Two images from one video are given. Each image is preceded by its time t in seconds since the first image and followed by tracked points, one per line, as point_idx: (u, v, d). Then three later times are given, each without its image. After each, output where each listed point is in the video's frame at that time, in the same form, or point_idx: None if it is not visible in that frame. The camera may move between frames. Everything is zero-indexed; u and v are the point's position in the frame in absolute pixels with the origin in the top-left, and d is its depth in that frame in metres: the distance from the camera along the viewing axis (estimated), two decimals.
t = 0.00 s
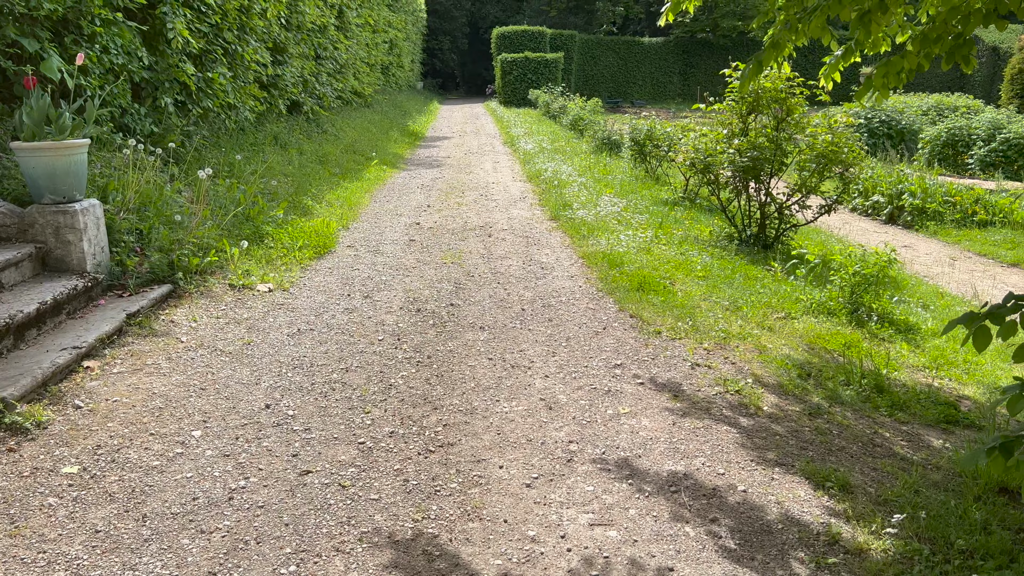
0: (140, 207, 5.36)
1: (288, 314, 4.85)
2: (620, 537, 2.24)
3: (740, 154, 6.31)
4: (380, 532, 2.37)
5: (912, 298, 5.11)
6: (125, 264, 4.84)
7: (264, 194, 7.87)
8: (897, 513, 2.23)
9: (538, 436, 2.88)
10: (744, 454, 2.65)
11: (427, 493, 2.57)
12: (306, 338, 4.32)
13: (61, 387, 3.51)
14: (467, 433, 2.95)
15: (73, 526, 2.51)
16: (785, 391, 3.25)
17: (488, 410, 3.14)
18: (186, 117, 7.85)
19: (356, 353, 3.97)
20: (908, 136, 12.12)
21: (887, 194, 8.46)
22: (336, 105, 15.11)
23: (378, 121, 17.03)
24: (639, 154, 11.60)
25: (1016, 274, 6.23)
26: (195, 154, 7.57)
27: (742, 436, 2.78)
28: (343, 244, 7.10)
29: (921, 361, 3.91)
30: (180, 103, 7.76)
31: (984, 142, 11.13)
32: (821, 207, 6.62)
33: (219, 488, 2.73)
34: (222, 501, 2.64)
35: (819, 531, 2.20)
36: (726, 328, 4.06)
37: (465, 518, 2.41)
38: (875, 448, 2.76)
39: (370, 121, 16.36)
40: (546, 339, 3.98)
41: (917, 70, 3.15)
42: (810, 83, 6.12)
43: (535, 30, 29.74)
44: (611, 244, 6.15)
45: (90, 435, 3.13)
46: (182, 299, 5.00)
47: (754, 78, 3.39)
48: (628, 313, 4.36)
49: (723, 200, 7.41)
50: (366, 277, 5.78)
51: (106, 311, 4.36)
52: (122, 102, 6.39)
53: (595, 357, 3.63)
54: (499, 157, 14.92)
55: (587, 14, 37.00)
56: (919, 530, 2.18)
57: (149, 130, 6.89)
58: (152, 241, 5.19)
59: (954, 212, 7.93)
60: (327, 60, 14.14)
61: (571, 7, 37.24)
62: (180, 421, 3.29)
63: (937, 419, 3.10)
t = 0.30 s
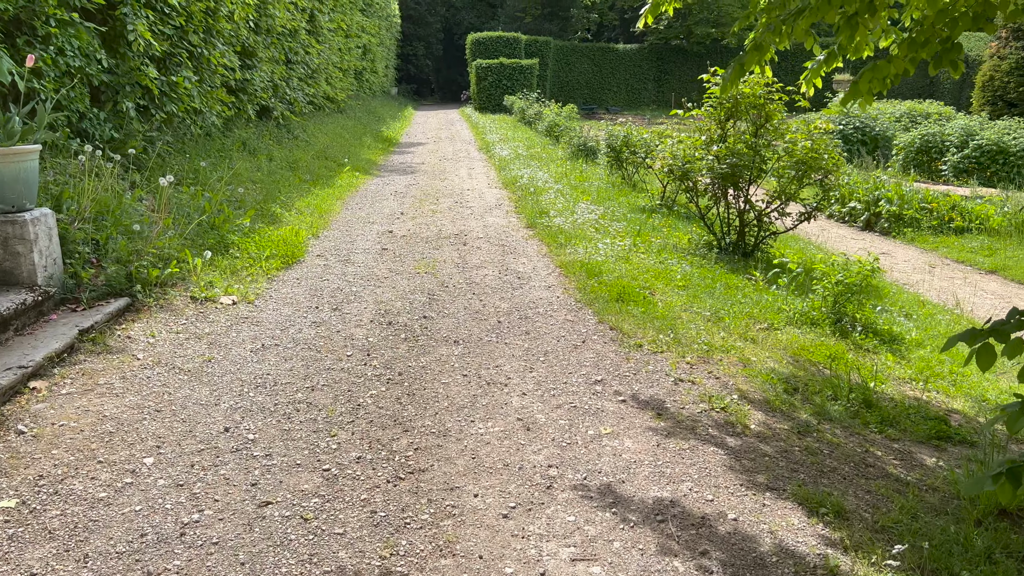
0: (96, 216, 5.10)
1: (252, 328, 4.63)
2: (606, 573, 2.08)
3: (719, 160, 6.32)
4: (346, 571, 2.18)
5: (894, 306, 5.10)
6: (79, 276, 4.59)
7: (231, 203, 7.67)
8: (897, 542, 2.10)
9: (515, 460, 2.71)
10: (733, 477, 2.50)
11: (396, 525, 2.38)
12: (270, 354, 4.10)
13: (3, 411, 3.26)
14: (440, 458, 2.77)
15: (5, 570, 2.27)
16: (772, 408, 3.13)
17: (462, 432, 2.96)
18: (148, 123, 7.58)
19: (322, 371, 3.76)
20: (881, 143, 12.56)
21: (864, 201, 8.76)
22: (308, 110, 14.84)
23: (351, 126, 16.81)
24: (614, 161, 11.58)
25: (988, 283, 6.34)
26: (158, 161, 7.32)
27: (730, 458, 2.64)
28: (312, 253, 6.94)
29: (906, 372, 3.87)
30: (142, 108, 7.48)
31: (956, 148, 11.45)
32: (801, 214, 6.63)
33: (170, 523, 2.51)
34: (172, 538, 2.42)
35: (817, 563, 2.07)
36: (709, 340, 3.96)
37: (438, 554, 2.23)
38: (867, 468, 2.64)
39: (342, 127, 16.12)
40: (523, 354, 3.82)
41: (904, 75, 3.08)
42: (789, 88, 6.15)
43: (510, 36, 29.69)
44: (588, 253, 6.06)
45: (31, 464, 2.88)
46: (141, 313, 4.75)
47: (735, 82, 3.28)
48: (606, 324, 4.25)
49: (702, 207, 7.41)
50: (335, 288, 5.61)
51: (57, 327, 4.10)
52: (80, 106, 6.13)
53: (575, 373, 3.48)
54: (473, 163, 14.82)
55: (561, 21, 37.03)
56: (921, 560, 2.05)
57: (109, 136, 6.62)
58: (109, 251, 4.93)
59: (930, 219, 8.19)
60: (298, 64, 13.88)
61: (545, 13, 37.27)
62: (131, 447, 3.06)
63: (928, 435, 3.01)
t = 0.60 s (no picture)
0: (55, 226, 4.84)
1: (221, 344, 4.41)
2: None
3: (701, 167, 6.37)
4: None
5: (880, 316, 5.10)
6: (37, 291, 4.33)
7: (200, 212, 7.45)
8: None
9: (499, 490, 2.55)
10: (731, 508, 2.37)
11: (374, 566, 2.20)
12: (238, 374, 3.89)
13: None
14: (420, 488, 2.60)
15: None
16: (766, 428, 3.02)
17: (443, 458, 2.79)
18: (114, 128, 7.31)
19: (294, 392, 3.56)
20: (857, 148, 13.11)
21: (843, 207, 9.11)
22: (280, 115, 14.57)
23: (324, 131, 16.58)
24: (593, 167, 11.55)
25: (963, 291, 6.47)
26: (123, 168, 7.08)
27: (726, 485, 2.51)
28: (284, 263, 6.76)
29: (897, 385, 3.84)
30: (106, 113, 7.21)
31: (932, 154, 11.92)
32: (784, 222, 6.66)
33: (126, 566, 2.30)
34: None
35: None
36: (697, 355, 3.85)
37: None
38: (868, 493, 2.53)
39: (315, 132, 15.86)
40: (506, 371, 3.67)
41: (896, 83, 3.05)
42: (771, 95, 6.23)
43: (486, 41, 29.58)
44: (570, 263, 5.97)
45: None
46: (103, 329, 4.51)
47: (725, 87, 3.24)
48: (591, 337, 4.13)
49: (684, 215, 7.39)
50: (308, 301, 5.43)
51: (10, 346, 3.84)
52: (40, 111, 5.86)
53: (560, 392, 3.33)
54: (450, 168, 14.71)
55: (537, 26, 37.02)
56: None
57: (71, 142, 6.35)
58: (69, 264, 4.67)
59: (910, 225, 8.52)
60: (270, 68, 13.61)
61: (520, 18, 37.22)
62: (86, 477, 2.82)
63: (926, 455, 2.93)
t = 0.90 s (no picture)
0: (23, 232, 4.62)
1: (198, 355, 4.22)
2: None
3: (690, 170, 6.34)
4: None
5: (873, 321, 5.07)
6: (3, 300, 4.12)
7: (176, 216, 7.24)
8: None
9: (496, 512, 2.42)
10: (739, 529, 2.26)
11: None
12: (216, 387, 3.71)
13: None
14: (411, 511, 2.46)
15: None
16: (769, 441, 2.92)
17: (434, 478, 2.65)
18: (86, 129, 7.07)
19: (275, 407, 3.39)
20: (839, 150, 13.38)
21: (829, 210, 9.24)
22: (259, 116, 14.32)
23: (304, 132, 16.35)
24: (577, 169, 11.50)
25: (949, 295, 6.50)
26: (95, 171, 6.85)
27: (733, 504, 2.40)
28: (264, 268, 6.58)
29: (895, 394, 3.78)
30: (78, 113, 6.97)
31: (914, 156, 12.14)
32: (774, 226, 6.64)
33: None
34: None
35: None
36: (693, 364, 3.75)
37: None
38: (878, 511, 2.44)
39: (295, 133, 15.62)
40: (497, 383, 3.53)
41: (895, 85, 3.01)
42: (760, 97, 6.24)
43: (467, 42, 29.44)
44: (558, 267, 5.87)
45: None
46: (74, 339, 4.30)
47: (724, 88, 3.14)
48: (583, 346, 4.02)
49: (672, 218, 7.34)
50: (289, 308, 5.26)
51: None
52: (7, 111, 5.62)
53: (555, 405, 3.20)
54: (433, 171, 14.59)
55: (517, 27, 36.97)
56: None
57: (41, 143, 6.12)
58: (39, 271, 4.47)
59: (895, 228, 8.68)
60: (249, 69, 13.37)
61: (500, 19, 37.12)
62: (53, 502, 2.62)
63: (933, 468, 2.86)
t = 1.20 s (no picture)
0: None
1: (178, 373, 4.02)
2: None
3: (684, 176, 6.29)
4: None
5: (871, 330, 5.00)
6: None
7: (153, 223, 6.99)
8: None
9: (503, 550, 2.27)
10: (763, 566, 2.14)
11: None
12: (197, 410, 3.51)
13: None
14: (413, 549, 2.31)
15: None
16: (783, 464, 2.81)
17: (435, 512, 2.50)
18: (57, 133, 6.81)
19: (262, 432, 3.21)
20: (823, 153, 13.53)
21: (817, 214, 9.31)
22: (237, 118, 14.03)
23: (283, 134, 16.07)
24: (563, 173, 11.40)
25: (941, 302, 6.54)
26: (68, 176, 6.59)
27: (754, 538, 2.28)
28: (245, 278, 6.37)
29: (902, 409, 3.70)
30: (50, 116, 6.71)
31: (897, 159, 12.24)
32: (767, 232, 6.60)
33: None
34: None
35: None
36: (696, 379, 3.64)
37: None
38: (903, 540, 2.34)
39: (274, 135, 15.34)
40: (496, 403, 3.38)
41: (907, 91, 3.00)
42: (753, 102, 6.20)
43: (448, 43, 29.27)
44: (550, 277, 5.75)
45: None
46: (45, 357, 4.07)
47: (732, 95, 3.22)
48: (583, 361, 3.89)
49: (663, 224, 7.26)
50: (273, 320, 5.07)
51: None
52: None
53: (558, 427, 3.06)
54: (415, 173, 14.42)
55: (497, 28, 36.86)
56: None
57: (10, 148, 5.85)
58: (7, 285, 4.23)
59: (883, 232, 8.76)
60: (227, 69, 13.09)
61: (480, 20, 36.96)
62: (22, 544, 2.42)
63: (951, 490, 2.76)
